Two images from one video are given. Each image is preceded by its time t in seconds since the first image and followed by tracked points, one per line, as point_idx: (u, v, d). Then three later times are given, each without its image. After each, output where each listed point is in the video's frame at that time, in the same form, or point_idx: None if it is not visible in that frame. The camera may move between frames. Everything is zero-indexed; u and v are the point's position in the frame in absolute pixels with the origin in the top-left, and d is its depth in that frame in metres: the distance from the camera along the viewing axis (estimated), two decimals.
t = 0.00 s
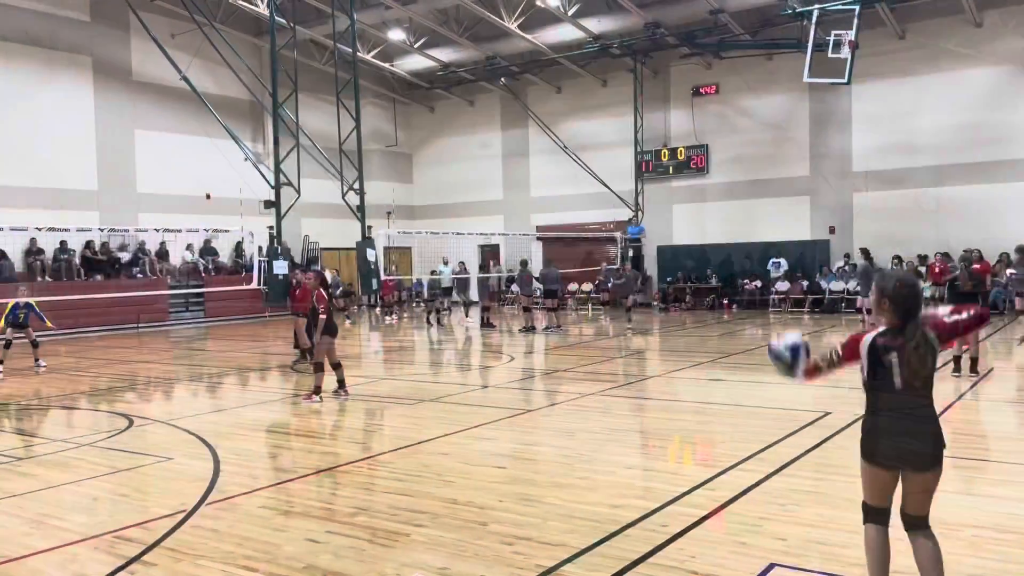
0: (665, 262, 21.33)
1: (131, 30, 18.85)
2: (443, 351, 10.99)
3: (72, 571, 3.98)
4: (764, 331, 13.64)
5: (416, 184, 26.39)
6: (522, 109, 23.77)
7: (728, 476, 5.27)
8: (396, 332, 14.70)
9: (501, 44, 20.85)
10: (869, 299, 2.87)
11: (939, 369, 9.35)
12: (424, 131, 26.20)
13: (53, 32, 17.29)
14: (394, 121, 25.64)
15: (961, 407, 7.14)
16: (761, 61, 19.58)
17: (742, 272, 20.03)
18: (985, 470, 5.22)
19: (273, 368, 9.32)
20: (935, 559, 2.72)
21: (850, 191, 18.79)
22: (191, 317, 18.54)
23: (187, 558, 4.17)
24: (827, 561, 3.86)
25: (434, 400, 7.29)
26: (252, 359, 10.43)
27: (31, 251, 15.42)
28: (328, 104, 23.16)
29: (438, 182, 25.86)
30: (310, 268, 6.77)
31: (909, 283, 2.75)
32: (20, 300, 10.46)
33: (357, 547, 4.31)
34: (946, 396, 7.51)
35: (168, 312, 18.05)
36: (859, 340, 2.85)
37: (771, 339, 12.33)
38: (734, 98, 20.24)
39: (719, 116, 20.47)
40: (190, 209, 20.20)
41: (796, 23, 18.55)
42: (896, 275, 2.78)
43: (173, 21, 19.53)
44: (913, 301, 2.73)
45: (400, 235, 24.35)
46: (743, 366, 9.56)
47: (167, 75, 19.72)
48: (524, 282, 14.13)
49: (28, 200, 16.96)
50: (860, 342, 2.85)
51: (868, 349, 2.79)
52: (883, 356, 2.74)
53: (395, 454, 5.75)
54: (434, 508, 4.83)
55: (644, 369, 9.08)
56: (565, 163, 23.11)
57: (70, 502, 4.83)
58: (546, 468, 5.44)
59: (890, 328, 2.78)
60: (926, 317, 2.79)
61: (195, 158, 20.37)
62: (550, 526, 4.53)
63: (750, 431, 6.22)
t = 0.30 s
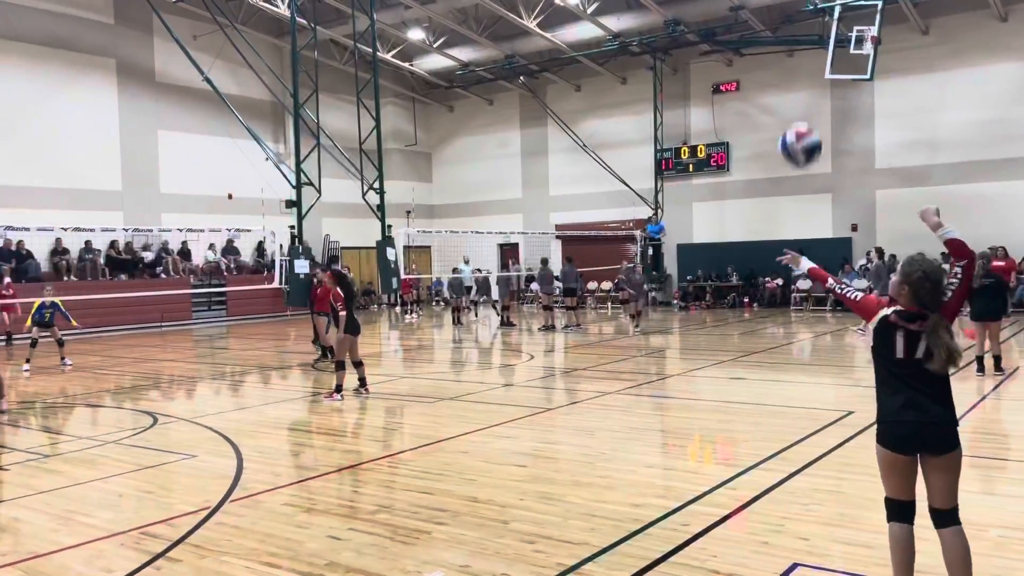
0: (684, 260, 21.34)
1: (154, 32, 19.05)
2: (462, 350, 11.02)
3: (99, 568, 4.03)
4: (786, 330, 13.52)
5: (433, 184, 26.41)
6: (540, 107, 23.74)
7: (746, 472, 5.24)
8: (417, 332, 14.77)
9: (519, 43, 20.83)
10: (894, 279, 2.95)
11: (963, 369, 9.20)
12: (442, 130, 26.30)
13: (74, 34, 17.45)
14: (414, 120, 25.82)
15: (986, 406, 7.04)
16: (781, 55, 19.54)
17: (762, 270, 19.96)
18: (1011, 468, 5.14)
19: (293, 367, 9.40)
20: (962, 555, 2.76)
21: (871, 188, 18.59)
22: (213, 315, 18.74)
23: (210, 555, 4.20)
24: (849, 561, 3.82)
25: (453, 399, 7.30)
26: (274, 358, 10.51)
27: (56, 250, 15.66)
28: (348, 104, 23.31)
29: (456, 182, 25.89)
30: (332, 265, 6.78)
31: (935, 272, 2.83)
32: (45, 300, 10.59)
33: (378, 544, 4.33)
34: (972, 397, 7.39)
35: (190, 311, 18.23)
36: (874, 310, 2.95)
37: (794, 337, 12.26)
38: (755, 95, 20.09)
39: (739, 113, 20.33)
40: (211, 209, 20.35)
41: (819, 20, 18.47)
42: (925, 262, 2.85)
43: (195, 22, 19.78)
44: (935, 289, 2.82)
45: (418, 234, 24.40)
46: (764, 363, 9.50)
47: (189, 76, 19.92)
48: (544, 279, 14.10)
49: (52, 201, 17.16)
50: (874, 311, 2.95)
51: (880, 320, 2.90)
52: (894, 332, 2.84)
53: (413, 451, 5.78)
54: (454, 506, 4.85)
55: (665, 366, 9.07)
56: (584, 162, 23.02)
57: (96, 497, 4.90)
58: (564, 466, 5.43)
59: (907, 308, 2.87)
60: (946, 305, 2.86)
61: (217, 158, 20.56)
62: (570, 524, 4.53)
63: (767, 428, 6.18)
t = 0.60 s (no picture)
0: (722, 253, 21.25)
1: (194, 34, 19.39)
2: (500, 346, 11.06)
3: (147, 558, 4.12)
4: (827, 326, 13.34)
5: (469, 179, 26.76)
6: (576, 102, 23.70)
7: (787, 469, 5.19)
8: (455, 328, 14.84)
9: (554, 39, 20.98)
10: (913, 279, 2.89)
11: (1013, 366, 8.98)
12: (478, 127, 26.42)
13: (118, 36, 17.81)
14: (451, 117, 25.91)
15: None
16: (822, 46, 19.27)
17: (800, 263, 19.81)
18: None
19: (332, 362, 9.50)
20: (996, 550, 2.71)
21: (915, 181, 18.27)
22: (254, 311, 19.21)
23: (255, 546, 4.27)
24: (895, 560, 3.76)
25: (490, 395, 7.32)
26: (313, 353, 10.64)
27: (104, 248, 16.10)
28: (385, 102, 23.50)
29: (492, 178, 26.07)
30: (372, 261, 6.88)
31: (957, 276, 2.77)
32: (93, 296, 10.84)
33: (418, 538, 4.36)
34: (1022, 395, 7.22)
35: (231, 307, 18.58)
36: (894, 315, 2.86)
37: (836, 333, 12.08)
38: (794, 87, 19.83)
39: (778, 105, 20.09)
40: (250, 205, 20.65)
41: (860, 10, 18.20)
42: (948, 265, 2.79)
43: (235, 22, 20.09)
44: (955, 293, 2.76)
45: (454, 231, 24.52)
46: (806, 359, 9.38)
47: (230, 76, 20.27)
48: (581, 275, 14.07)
49: (100, 199, 17.56)
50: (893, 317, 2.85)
51: (902, 325, 2.82)
52: (919, 335, 2.77)
53: (451, 446, 5.81)
54: (493, 500, 4.87)
55: (705, 362, 9.00)
56: (621, 157, 22.94)
57: (143, 489, 5.01)
58: (602, 462, 5.41)
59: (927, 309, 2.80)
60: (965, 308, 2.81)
61: (258, 157, 20.89)
62: (610, 520, 4.52)
63: (809, 425, 6.10)
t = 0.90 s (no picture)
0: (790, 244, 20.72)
1: (261, 32, 19.86)
2: (564, 339, 11.06)
3: (224, 543, 4.25)
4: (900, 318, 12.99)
5: (529, 172, 26.90)
6: (638, 92, 23.56)
7: (860, 463, 5.05)
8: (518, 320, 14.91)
9: (615, 27, 21.17)
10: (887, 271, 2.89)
11: None
12: (539, 119, 26.44)
13: (188, 36, 18.38)
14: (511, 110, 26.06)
15: None
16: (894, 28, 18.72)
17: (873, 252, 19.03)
18: None
19: (396, 354, 9.64)
20: None
21: (994, 166, 17.63)
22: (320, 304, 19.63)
23: (325, 533, 4.36)
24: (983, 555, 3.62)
25: (552, 387, 7.32)
26: (377, 345, 10.82)
27: (177, 244, 16.72)
28: (447, 95, 23.68)
29: (552, 170, 26.10)
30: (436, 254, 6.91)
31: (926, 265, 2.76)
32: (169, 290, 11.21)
33: (485, 528, 4.39)
34: None
35: (299, 300, 19.03)
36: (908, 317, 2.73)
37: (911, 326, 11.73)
38: (867, 72, 19.28)
39: (850, 90, 19.56)
40: (316, 200, 21.06)
41: None
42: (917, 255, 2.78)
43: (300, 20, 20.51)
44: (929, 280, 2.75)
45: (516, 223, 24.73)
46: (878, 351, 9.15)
47: (297, 73, 20.72)
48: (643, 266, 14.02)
49: (176, 195, 18.17)
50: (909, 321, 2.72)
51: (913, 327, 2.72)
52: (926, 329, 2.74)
53: (514, 437, 5.84)
54: (558, 492, 4.87)
55: (773, 354, 8.85)
56: (683, 146, 22.70)
57: (218, 477, 5.15)
58: (666, 455, 5.36)
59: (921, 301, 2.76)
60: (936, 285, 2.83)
61: (325, 152, 21.30)
62: (677, 514, 4.48)
63: (883, 420, 5.92)
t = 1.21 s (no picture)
0: (896, 231, 19.99)
1: (355, 30, 20.31)
2: (657, 331, 10.94)
3: (329, 528, 4.40)
4: None
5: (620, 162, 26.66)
6: (733, 77, 23.06)
7: (978, 462, 4.80)
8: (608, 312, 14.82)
9: (708, 13, 21.02)
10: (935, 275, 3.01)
11: None
12: (630, 107, 26.13)
13: (287, 37, 19.00)
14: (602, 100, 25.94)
15: None
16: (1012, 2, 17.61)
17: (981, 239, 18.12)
18: None
19: (488, 345, 9.76)
20: None
21: None
22: (415, 296, 19.90)
23: (424, 521, 4.45)
24: None
25: (645, 379, 7.26)
26: (469, 336, 10.98)
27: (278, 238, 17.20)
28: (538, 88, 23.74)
29: (645, 158, 25.72)
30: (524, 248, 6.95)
31: (976, 266, 2.89)
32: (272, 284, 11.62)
33: (581, 519, 4.39)
34: None
35: (393, 292, 19.42)
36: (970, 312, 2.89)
37: None
38: (979, 49, 18.24)
39: (960, 69, 18.56)
40: (411, 195, 21.40)
41: None
42: (966, 257, 2.91)
43: (391, 17, 20.82)
44: (977, 282, 2.88)
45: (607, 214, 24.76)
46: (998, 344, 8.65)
47: (389, 70, 21.06)
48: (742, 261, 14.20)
49: (275, 192, 18.87)
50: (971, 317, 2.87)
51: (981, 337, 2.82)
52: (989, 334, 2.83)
53: (607, 429, 5.82)
54: (654, 485, 4.83)
55: (880, 346, 8.51)
56: (782, 132, 22.04)
57: (321, 463, 5.35)
58: (765, 450, 5.24)
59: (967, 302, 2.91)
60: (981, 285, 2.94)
61: (419, 146, 21.68)
62: (778, 509, 4.37)
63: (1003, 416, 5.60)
